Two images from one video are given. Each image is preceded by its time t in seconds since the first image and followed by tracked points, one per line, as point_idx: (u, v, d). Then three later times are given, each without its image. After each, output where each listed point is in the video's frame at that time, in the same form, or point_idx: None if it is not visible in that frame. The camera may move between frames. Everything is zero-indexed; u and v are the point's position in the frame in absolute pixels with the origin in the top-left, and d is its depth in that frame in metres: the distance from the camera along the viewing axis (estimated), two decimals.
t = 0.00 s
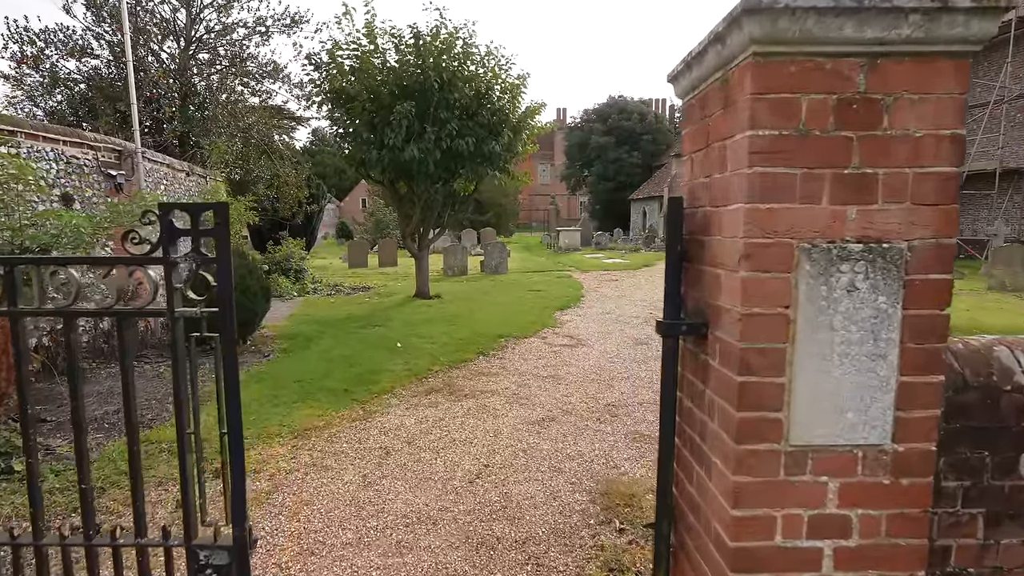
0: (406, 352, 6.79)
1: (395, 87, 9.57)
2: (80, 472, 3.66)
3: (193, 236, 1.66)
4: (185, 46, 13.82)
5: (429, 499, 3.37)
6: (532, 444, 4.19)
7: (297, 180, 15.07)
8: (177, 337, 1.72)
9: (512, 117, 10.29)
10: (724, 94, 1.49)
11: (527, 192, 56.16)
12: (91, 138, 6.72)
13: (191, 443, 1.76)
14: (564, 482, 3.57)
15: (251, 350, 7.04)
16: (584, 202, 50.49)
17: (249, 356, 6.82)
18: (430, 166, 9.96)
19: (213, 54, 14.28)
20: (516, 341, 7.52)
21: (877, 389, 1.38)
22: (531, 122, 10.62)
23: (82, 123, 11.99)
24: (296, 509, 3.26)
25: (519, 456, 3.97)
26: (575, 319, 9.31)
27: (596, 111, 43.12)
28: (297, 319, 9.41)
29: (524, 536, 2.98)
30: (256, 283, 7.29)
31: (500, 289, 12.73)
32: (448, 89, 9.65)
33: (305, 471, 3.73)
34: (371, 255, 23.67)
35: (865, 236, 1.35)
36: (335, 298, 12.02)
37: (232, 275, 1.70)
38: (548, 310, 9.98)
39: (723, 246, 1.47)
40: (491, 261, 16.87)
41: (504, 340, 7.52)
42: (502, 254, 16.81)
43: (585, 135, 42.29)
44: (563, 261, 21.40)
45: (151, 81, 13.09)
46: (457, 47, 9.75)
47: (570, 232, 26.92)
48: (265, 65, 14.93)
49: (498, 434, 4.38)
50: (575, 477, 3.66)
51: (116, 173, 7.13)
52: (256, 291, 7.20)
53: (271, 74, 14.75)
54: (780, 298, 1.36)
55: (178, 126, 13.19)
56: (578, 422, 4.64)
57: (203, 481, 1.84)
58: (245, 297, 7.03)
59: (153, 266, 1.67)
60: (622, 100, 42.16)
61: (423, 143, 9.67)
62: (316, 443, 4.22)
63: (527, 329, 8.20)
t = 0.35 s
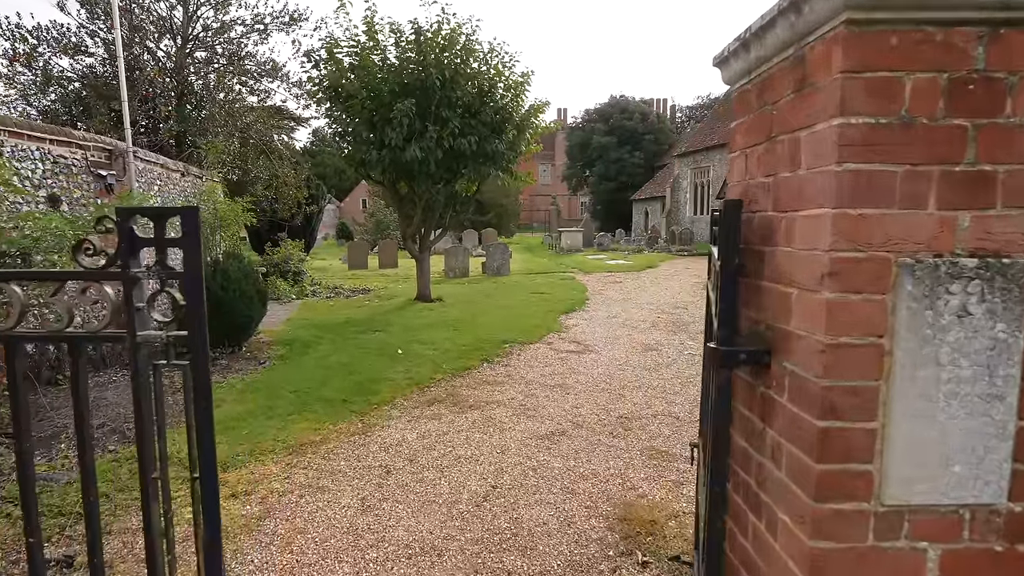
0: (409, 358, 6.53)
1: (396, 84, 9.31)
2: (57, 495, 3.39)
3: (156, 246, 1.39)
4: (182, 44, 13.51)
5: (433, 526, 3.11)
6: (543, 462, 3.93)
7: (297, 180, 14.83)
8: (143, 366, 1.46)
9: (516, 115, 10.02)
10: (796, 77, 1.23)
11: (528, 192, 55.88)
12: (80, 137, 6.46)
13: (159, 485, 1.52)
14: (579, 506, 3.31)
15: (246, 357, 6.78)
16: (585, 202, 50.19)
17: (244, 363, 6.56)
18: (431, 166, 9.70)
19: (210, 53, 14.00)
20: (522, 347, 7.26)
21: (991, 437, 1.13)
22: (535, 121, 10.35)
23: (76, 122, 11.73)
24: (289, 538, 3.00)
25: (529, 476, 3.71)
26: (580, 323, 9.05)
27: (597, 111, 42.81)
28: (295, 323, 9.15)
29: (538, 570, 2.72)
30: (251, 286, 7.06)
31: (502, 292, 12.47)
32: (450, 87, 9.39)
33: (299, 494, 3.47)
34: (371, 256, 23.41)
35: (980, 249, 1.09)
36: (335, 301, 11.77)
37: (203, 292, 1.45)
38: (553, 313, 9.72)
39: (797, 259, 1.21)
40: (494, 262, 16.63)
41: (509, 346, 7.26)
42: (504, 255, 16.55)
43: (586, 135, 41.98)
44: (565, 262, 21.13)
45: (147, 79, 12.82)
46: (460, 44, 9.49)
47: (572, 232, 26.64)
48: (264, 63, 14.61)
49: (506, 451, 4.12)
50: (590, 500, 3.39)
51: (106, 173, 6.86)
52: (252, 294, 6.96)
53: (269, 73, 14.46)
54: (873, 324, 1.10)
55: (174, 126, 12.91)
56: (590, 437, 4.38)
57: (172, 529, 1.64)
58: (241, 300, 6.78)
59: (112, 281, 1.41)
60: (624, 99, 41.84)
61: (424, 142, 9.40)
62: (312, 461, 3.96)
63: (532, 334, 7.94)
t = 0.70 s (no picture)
0: (407, 363, 6.28)
1: (395, 80, 9.06)
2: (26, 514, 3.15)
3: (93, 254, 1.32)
4: (177, 41, 13.22)
5: (431, 551, 2.86)
6: (549, 477, 3.68)
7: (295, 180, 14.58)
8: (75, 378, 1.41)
9: (518, 112, 9.77)
10: (885, 35, 0.99)
11: (529, 193, 55.62)
12: (67, 133, 6.21)
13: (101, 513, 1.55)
14: (590, 528, 3.05)
15: (239, 362, 6.53)
16: (587, 203, 49.91)
17: (236, 368, 6.31)
18: (431, 164, 9.45)
19: (207, 50, 13.73)
20: (525, 351, 7.00)
21: None
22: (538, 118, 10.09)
23: (69, 120, 11.48)
24: (275, 565, 2.75)
25: (536, 493, 3.46)
26: (584, 326, 8.80)
27: (599, 110, 42.51)
28: (291, 326, 8.90)
29: None
30: (244, 286, 6.78)
31: (504, 293, 12.23)
32: (450, 83, 9.14)
33: (289, 513, 3.23)
34: (371, 257, 23.17)
35: None
36: (333, 302, 11.51)
37: (150, 299, 1.38)
38: (556, 316, 9.47)
39: (890, 262, 0.96)
40: (495, 263, 16.38)
41: (511, 350, 7.01)
42: (505, 256, 16.30)
43: (587, 135, 41.70)
44: (567, 262, 20.88)
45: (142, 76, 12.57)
46: (460, 39, 9.24)
47: (573, 233, 26.39)
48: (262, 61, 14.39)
49: (511, 464, 3.87)
50: (602, 520, 3.14)
51: (94, 171, 6.60)
52: (245, 295, 6.70)
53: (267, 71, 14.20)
54: (999, 346, 0.86)
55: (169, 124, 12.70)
56: (599, 449, 4.12)
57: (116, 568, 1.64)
58: (234, 302, 6.51)
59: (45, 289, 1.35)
60: (625, 99, 41.55)
61: (424, 139, 9.16)
62: (303, 476, 3.71)
63: (536, 337, 7.69)
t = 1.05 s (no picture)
0: (404, 370, 6.02)
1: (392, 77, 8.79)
2: None
3: None
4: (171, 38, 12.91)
5: None
6: (554, 499, 3.41)
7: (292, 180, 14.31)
8: None
9: (519, 110, 9.50)
10: None
11: (530, 193, 55.33)
12: (48, 130, 5.96)
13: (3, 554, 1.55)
14: (600, 560, 2.79)
15: (230, 369, 6.27)
16: (588, 203, 49.63)
17: (225, 376, 6.06)
18: (430, 163, 9.19)
19: (202, 47, 13.44)
20: (527, 358, 6.73)
21: None
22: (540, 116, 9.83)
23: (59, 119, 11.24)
24: None
25: (539, 518, 3.19)
26: (587, 330, 8.54)
27: (600, 110, 42.19)
28: (284, 330, 8.64)
29: None
30: (235, 291, 6.52)
31: (505, 295, 11.96)
32: (449, 79, 8.87)
33: (271, 542, 2.96)
34: (370, 257, 22.91)
35: None
36: (330, 305, 11.25)
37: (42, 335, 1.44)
38: (558, 319, 9.20)
39: None
40: (495, 264, 16.11)
41: (512, 356, 6.75)
42: (506, 257, 16.02)
43: (588, 135, 41.40)
44: (568, 263, 20.63)
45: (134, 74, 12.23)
46: (460, 34, 8.96)
47: (575, 233, 26.13)
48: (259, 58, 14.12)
49: (512, 484, 3.60)
50: (612, 550, 2.87)
51: (77, 169, 6.35)
52: (235, 300, 6.44)
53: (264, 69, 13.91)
54: None
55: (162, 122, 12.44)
56: (607, 466, 3.86)
57: None
58: (224, 307, 6.26)
59: None
60: (626, 99, 41.23)
61: (423, 138, 8.90)
62: (289, 497, 3.46)
63: (538, 342, 7.43)
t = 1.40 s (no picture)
0: (402, 376, 5.80)
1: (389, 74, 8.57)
2: None
3: None
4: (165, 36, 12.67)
5: None
6: (556, 521, 3.17)
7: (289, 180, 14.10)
8: None
9: (520, 108, 9.27)
10: None
11: (531, 193, 55.07)
12: (30, 128, 5.74)
13: None
14: None
15: (220, 375, 6.05)
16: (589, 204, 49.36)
17: (215, 383, 5.83)
18: (428, 162, 8.96)
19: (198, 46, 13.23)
20: (528, 364, 6.50)
21: None
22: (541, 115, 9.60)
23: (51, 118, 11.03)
24: None
25: (541, 543, 2.96)
26: (590, 333, 8.31)
27: (601, 110, 41.95)
28: (279, 334, 8.41)
29: None
30: (224, 294, 6.29)
31: (505, 297, 11.74)
32: (448, 76, 8.64)
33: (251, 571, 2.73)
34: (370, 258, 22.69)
35: None
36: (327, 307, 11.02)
37: None
38: (560, 322, 8.98)
39: None
40: (495, 265, 15.88)
41: (513, 361, 6.53)
42: (506, 258, 15.81)
43: (589, 135, 41.16)
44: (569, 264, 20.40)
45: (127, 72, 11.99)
46: (458, 30, 8.74)
47: (576, 234, 25.89)
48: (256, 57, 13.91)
49: (512, 504, 3.37)
50: None
51: (62, 169, 6.13)
52: (225, 304, 6.22)
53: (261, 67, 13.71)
54: None
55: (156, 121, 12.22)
56: (613, 483, 3.63)
57: None
58: (212, 312, 6.03)
59: None
60: (627, 99, 41.00)
61: (421, 136, 8.67)
62: (273, 518, 3.23)
63: (539, 347, 7.20)
